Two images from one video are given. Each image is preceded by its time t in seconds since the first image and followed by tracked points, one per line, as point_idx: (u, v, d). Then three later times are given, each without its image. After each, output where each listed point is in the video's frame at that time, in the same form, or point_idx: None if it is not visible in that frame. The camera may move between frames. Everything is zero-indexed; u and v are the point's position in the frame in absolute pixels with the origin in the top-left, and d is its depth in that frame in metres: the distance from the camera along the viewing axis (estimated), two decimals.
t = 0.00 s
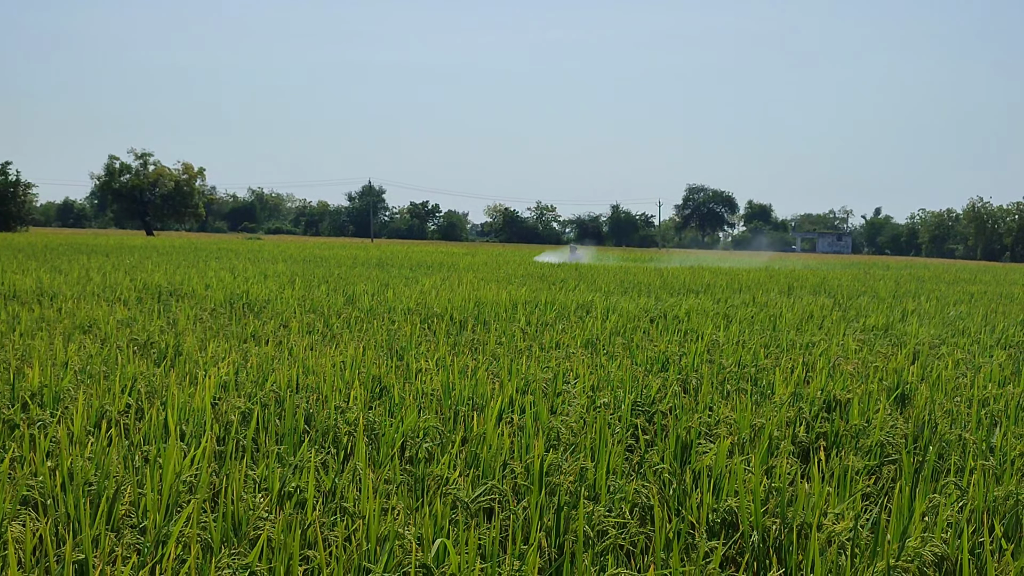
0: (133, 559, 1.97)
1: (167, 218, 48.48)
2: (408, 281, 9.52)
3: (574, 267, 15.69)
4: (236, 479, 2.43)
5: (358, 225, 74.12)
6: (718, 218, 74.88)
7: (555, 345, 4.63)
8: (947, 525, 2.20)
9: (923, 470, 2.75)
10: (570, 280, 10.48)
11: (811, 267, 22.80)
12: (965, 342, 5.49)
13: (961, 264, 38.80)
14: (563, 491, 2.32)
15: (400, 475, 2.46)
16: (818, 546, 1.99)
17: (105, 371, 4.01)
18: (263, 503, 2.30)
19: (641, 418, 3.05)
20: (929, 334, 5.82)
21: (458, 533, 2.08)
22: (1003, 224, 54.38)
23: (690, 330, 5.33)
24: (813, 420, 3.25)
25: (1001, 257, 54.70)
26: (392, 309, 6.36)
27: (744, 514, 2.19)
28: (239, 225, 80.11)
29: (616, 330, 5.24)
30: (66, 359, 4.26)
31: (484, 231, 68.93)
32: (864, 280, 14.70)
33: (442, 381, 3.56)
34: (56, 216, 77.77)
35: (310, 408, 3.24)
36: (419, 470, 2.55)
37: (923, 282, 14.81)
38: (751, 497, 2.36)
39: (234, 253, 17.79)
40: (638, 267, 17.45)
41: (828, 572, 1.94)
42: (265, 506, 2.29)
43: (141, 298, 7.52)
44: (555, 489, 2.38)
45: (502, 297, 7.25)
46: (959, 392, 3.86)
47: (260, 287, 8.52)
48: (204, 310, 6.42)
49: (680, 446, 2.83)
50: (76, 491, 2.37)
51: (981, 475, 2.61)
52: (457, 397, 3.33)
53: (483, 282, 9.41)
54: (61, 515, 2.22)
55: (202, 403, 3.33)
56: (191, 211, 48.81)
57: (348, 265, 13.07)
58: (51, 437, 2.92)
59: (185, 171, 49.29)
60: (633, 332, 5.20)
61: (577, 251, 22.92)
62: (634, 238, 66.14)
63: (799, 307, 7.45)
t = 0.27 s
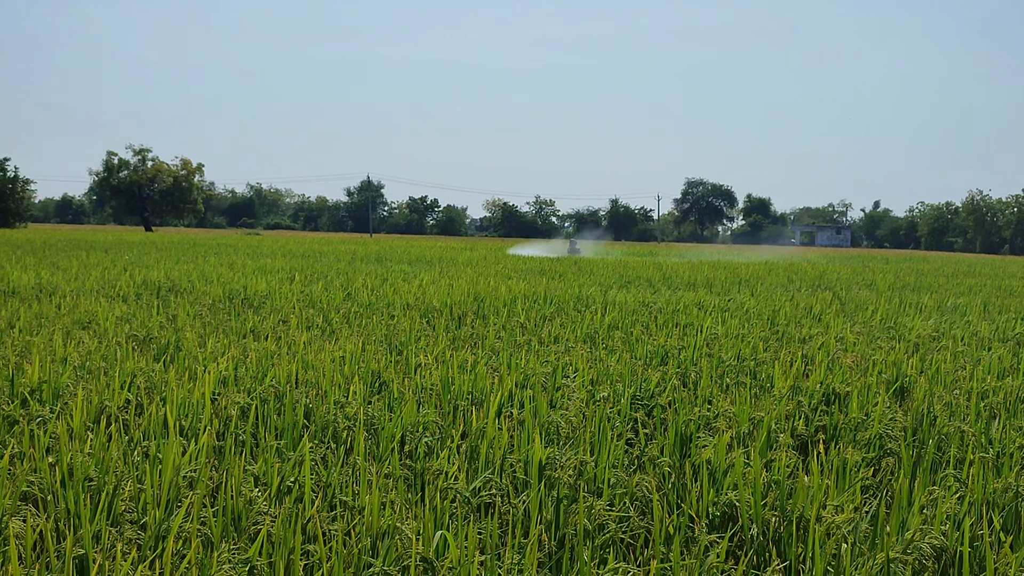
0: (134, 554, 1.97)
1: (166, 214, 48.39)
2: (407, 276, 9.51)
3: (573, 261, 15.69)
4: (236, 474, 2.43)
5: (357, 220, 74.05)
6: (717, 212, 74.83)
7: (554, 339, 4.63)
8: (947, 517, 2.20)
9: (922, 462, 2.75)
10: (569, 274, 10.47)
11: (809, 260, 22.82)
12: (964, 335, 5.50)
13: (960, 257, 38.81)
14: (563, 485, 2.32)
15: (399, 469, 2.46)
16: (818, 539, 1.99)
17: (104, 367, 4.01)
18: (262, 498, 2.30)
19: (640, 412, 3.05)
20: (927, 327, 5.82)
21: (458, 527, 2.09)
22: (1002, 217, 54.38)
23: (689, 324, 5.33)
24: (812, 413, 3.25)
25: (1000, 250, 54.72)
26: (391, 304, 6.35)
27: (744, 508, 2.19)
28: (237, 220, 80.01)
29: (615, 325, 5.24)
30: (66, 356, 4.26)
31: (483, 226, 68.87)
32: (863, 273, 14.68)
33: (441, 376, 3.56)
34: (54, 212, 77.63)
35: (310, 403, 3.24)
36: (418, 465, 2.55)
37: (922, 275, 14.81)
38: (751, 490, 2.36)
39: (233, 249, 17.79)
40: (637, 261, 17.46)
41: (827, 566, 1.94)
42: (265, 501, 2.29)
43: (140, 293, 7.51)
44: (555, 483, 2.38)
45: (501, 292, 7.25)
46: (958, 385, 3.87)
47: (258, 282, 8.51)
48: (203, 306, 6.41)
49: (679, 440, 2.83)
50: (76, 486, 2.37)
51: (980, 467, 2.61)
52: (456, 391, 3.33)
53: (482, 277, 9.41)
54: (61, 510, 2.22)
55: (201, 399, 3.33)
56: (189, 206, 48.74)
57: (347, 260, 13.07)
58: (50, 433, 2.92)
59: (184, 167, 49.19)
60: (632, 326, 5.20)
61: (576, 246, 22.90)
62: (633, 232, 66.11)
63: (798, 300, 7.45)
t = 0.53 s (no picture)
0: (134, 546, 1.97)
1: (163, 207, 48.25)
2: (405, 268, 9.50)
3: (571, 253, 15.68)
4: (235, 466, 2.43)
5: (354, 212, 73.92)
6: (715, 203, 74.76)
7: (552, 331, 4.63)
8: (944, 506, 2.21)
9: (920, 451, 2.76)
10: (567, 266, 10.47)
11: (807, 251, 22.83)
12: (962, 325, 5.50)
13: (958, 247, 38.84)
14: (561, 475, 2.32)
15: (398, 460, 2.46)
16: (816, 528, 1.99)
17: (102, 360, 4.00)
18: (261, 489, 2.30)
19: (639, 403, 3.05)
20: (925, 317, 5.83)
21: (457, 517, 2.09)
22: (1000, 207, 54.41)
23: (688, 314, 5.34)
24: (811, 403, 3.25)
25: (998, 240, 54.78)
26: (389, 296, 6.35)
27: (742, 497, 2.20)
28: (235, 213, 79.81)
29: (613, 316, 5.24)
30: (64, 348, 4.25)
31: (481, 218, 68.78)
32: (861, 263, 14.68)
33: (440, 368, 3.56)
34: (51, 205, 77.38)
35: (308, 395, 3.23)
36: (416, 456, 2.55)
37: (919, 265, 14.83)
38: (749, 480, 2.36)
39: (230, 242, 17.76)
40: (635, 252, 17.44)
41: (825, 555, 1.94)
42: (264, 493, 2.30)
43: (138, 287, 7.50)
44: (554, 473, 2.38)
45: (499, 283, 7.24)
46: (956, 374, 3.87)
47: (256, 274, 8.50)
48: (201, 299, 6.40)
49: (677, 430, 2.83)
50: (76, 479, 2.37)
51: (978, 456, 2.61)
52: (455, 382, 3.33)
53: (480, 268, 9.40)
54: (61, 503, 2.22)
55: (200, 391, 3.33)
56: (186, 199, 48.60)
57: (345, 252, 13.05)
58: (49, 426, 2.92)
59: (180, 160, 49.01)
60: (630, 317, 5.20)
61: (574, 237, 22.87)
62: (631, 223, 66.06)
63: (796, 291, 7.45)
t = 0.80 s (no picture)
0: (131, 536, 1.97)
1: (158, 199, 48.03)
2: (402, 258, 9.48)
3: (568, 243, 15.66)
4: (231, 456, 2.43)
5: (351, 203, 73.71)
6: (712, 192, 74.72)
7: (549, 320, 4.63)
8: (939, 492, 2.22)
9: (915, 438, 2.76)
10: (563, 256, 10.46)
11: (803, 240, 22.87)
12: (957, 312, 5.51)
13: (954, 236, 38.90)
14: (558, 463, 2.32)
15: (394, 449, 2.46)
16: (811, 514, 2.00)
17: (98, 351, 3.99)
18: (258, 479, 2.30)
19: (634, 391, 3.06)
20: (921, 304, 5.84)
21: (454, 505, 2.10)
22: (996, 195, 54.48)
23: (684, 303, 5.34)
24: (807, 390, 3.26)
25: (994, 228, 54.89)
26: (386, 286, 6.34)
27: (738, 484, 2.20)
28: (231, 204, 79.54)
29: (609, 305, 5.24)
30: (60, 340, 4.24)
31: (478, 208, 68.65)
32: (858, 252, 14.70)
33: (436, 357, 3.55)
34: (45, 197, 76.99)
35: (304, 385, 3.23)
36: (413, 445, 2.55)
37: (915, 253, 14.86)
38: (744, 467, 2.37)
39: (226, 234, 17.70)
40: (631, 242, 17.43)
41: (820, 541, 1.94)
42: (261, 483, 2.30)
43: (134, 278, 7.47)
44: (550, 461, 2.38)
45: (495, 273, 7.23)
46: (952, 361, 3.88)
47: (252, 266, 8.48)
48: (197, 290, 6.38)
49: (673, 417, 2.83)
50: (72, 469, 2.37)
51: (973, 442, 2.62)
52: (451, 372, 3.33)
53: (477, 258, 9.39)
54: (57, 493, 2.22)
55: (196, 382, 3.32)
56: (182, 191, 48.38)
57: (341, 243, 13.01)
58: (45, 417, 2.91)
59: (176, 151, 48.75)
60: (627, 306, 5.20)
61: (571, 228, 22.83)
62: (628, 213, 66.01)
63: (792, 279, 7.46)
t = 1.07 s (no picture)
0: (122, 526, 1.96)
1: (152, 190, 47.73)
2: (396, 248, 9.45)
3: (563, 232, 15.64)
4: (223, 446, 2.42)
5: (346, 194, 73.43)
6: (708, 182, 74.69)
7: (543, 309, 4.63)
8: (932, 478, 2.22)
9: (908, 425, 2.77)
10: (559, 245, 10.44)
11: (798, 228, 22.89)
12: (951, 299, 5.52)
13: (949, 224, 38.99)
14: (551, 452, 2.32)
15: (387, 439, 2.45)
16: (804, 501, 2.00)
17: (91, 342, 3.97)
18: (250, 469, 2.29)
19: (628, 379, 3.06)
20: (915, 292, 5.85)
21: (447, 494, 2.09)
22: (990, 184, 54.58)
23: (679, 292, 5.33)
24: (800, 378, 3.26)
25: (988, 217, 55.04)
26: (380, 276, 6.32)
27: (732, 471, 2.20)
28: (225, 196, 79.16)
29: (604, 294, 5.23)
30: (52, 331, 4.21)
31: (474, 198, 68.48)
32: (852, 240, 14.71)
33: (430, 347, 3.54)
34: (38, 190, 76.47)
35: (297, 375, 3.22)
36: (406, 435, 2.55)
37: (910, 241, 14.89)
38: (738, 454, 2.37)
39: (220, 225, 17.62)
40: (627, 231, 17.42)
41: (813, 528, 1.95)
42: (253, 472, 2.29)
43: (127, 270, 7.43)
44: (543, 450, 2.38)
45: (490, 263, 7.22)
46: (945, 348, 3.89)
47: (246, 257, 8.44)
48: (191, 281, 6.35)
49: (667, 406, 2.83)
50: (63, 460, 2.36)
51: (966, 429, 2.62)
52: (445, 361, 3.32)
53: (472, 249, 9.36)
54: (48, 484, 2.21)
55: (189, 372, 3.30)
56: (176, 183, 48.08)
57: (336, 234, 12.97)
58: (37, 409, 2.90)
59: (169, 142, 48.41)
60: (621, 295, 5.19)
61: (566, 218, 22.80)
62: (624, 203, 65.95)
63: (786, 268, 7.46)
